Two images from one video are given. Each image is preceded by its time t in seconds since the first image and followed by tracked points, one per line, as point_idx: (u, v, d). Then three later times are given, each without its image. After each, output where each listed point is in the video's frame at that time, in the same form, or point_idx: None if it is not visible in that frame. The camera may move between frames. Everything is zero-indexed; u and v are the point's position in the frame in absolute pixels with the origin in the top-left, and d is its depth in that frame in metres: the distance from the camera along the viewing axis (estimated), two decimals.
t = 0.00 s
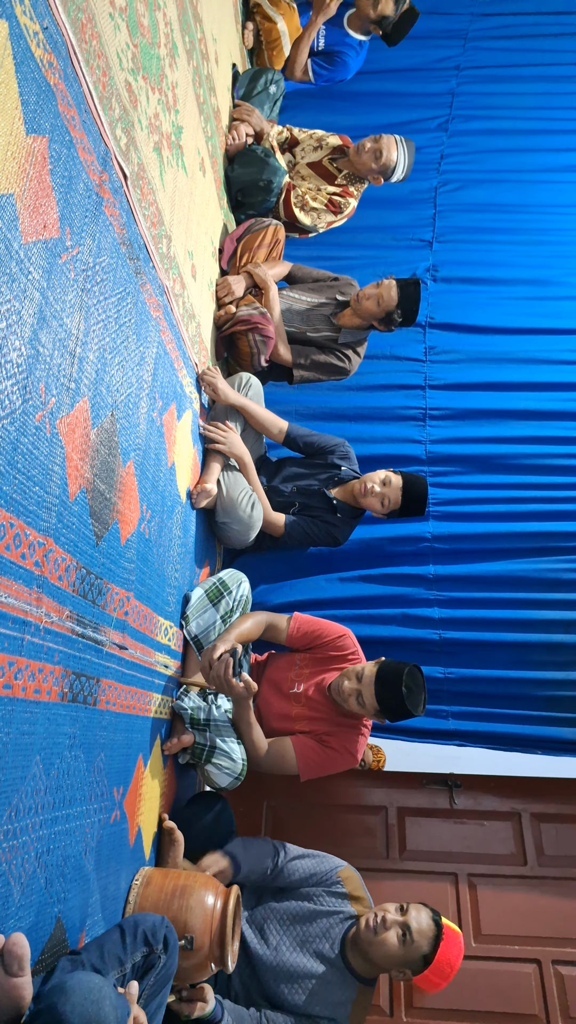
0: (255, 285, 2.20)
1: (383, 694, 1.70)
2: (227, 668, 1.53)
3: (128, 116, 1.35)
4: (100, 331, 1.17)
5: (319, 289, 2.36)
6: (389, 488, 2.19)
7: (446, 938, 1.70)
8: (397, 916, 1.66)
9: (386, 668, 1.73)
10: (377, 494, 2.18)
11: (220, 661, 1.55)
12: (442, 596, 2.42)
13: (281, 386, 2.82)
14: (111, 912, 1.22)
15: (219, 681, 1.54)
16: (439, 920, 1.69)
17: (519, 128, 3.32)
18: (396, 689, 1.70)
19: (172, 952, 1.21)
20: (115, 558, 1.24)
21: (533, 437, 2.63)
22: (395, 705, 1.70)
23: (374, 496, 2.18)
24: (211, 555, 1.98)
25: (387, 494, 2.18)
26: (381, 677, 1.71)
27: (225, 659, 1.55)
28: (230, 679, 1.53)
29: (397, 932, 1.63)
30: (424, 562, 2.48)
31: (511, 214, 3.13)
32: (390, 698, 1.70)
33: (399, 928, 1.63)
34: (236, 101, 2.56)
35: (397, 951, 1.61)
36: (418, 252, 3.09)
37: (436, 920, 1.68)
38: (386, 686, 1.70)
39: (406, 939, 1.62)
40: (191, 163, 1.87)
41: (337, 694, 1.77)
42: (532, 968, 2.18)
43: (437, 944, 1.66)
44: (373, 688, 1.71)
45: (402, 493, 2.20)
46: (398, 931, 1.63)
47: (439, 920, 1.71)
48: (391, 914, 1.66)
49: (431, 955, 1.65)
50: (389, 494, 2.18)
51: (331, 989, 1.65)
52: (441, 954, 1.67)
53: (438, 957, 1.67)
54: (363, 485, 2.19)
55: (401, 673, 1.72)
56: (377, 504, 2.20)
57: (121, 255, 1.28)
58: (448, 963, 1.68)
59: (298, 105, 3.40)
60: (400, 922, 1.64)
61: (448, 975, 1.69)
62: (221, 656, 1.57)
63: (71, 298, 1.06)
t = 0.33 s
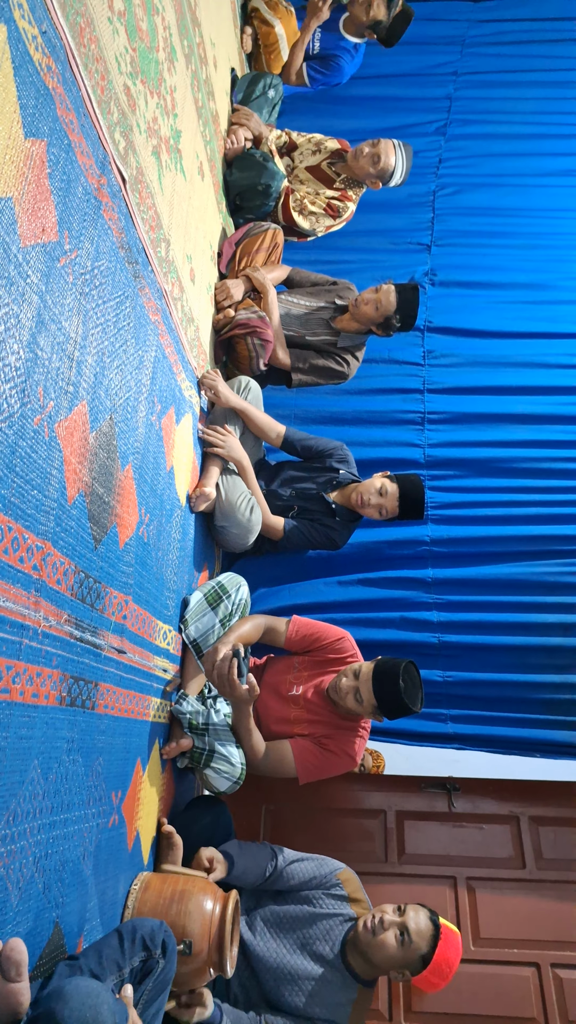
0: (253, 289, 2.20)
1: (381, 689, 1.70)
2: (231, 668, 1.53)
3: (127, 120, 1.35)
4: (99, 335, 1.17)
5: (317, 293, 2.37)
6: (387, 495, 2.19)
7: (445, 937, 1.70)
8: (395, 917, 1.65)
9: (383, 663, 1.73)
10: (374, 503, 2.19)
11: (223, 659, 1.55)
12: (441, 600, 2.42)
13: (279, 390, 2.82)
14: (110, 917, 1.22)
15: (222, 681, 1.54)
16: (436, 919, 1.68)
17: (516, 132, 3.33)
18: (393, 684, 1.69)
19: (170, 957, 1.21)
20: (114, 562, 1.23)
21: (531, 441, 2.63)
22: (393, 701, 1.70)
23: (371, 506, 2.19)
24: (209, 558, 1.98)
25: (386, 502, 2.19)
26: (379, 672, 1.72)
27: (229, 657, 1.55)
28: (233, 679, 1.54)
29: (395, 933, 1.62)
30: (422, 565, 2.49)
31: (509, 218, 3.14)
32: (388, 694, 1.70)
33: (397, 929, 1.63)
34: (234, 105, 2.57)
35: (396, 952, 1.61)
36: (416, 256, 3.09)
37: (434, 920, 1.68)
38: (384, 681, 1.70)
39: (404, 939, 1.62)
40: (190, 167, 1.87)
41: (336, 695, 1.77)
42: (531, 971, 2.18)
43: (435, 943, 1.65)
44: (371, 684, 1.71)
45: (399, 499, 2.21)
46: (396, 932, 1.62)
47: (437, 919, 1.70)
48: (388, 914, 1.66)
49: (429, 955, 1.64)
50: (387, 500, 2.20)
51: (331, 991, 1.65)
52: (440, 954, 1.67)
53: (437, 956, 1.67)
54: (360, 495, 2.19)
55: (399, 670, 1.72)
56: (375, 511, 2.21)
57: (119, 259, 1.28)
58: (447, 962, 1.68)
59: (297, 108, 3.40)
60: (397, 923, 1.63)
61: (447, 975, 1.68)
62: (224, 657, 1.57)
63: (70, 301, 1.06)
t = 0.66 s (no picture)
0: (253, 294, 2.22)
1: (382, 690, 1.70)
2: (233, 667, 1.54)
3: (127, 127, 1.36)
4: (99, 339, 1.18)
5: (317, 298, 2.37)
6: (386, 501, 2.18)
7: (442, 941, 1.68)
8: (390, 922, 1.64)
9: (385, 665, 1.73)
10: (373, 509, 2.18)
11: (225, 660, 1.56)
12: (441, 604, 2.42)
13: (279, 394, 2.82)
14: (108, 923, 1.21)
15: (224, 680, 1.54)
16: (432, 923, 1.66)
17: (515, 138, 3.35)
18: (394, 685, 1.69)
19: (169, 963, 1.20)
20: (113, 565, 1.24)
21: (531, 445, 2.63)
22: (394, 702, 1.69)
23: (371, 511, 2.18)
24: (209, 563, 1.99)
25: (385, 506, 2.18)
26: (380, 674, 1.72)
27: (231, 658, 1.56)
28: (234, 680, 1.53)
29: (390, 937, 1.61)
30: (422, 569, 2.48)
31: (508, 223, 3.15)
32: (389, 695, 1.69)
33: (391, 933, 1.61)
34: (234, 112, 2.58)
35: (391, 956, 1.59)
36: (415, 261, 3.10)
37: (430, 924, 1.65)
38: (386, 683, 1.70)
39: (398, 943, 1.60)
40: (190, 173, 1.88)
41: (335, 698, 1.76)
42: (533, 979, 2.16)
43: (431, 947, 1.62)
44: (372, 685, 1.71)
45: (398, 505, 2.19)
46: (390, 936, 1.61)
47: (435, 923, 1.67)
48: (383, 918, 1.65)
49: (426, 960, 1.61)
50: (387, 506, 2.18)
51: (330, 999, 1.64)
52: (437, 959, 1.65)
53: (434, 961, 1.64)
54: (359, 501, 2.18)
55: (400, 672, 1.72)
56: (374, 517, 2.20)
57: (119, 265, 1.29)
58: (445, 968, 1.65)
59: (296, 115, 3.42)
60: (391, 927, 1.62)
61: (446, 982, 1.65)
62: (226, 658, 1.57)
63: (71, 306, 1.06)
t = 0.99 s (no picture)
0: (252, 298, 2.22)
1: (382, 695, 1.70)
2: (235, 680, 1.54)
3: (128, 132, 1.36)
4: (99, 344, 1.18)
5: (317, 303, 2.38)
6: (384, 506, 2.19)
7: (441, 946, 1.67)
8: (393, 919, 1.66)
9: (384, 671, 1.73)
10: (372, 515, 2.19)
11: (227, 673, 1.57)
12: (440, 609, 2.42)
13: (278, 399, 2.83)
14: (106, 928, 1.21)
15: (225, 691, 1.56)
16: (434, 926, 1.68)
17: (514, 144, 3.36)
18: (394, 691, 1.69)
19: (167, 969, 1.20)
20: (112, 568, 1.23)
21: (531, 450, 2.64)
22: (394, 707, 1.69)
23: (369, 517, 2.19)
24: (208, 566, 1.99)
25: (384, 511, 2.19)
26: (380, 679, 1.71)
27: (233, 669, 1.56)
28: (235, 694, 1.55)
29: (392, 932, 1.63)
30: (421, 574, 2.48)
31: (507, 229, 3.16)
32: (389, 700, 1.69)
33: (393, 928, 1.63)
34: (234, 117, 2.59)
35: (392, 951, 1.60)
36: (414, 266, 3.11)
37: (432, 927, 1.68)
38: (385, 688, 1.70)
39: (400, 939, 1.62)
40: (190, 179, 1.88)
41: (333, 703, 1.76)
42: (532, 985, 2.16)
43: (431, 949, 1.64)
44: (372, 691, 1.71)
45: (397, 509, 2.20)
46: (392, 931, 1.63)
47: (435, 929, 1.69)
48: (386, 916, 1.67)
49: (425, 960, 1.62)
50: (385, 511, 2.19)
51: (328, 1004, 1.62)
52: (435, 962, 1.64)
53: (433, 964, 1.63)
54: (358, 504, 2.19)
55: (400, 677, 1.71)
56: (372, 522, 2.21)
57: (120, 269, 1.29)
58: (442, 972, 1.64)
59: (296, 121, 3.43)
60: (394, 923, 1.64)
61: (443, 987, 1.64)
62: (226, 667, 1.58)
63: (71, 311, 1.07)
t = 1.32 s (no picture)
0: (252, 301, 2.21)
1: (382, 703, 1.69)
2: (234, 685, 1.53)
3: (128, 137, 1.37)
4: (99, 347, 1.18)
5: (317, 307, 2.38)
6: (383, 511, 2.19)
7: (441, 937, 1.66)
8: (391, 915, 1.64)
9: (384, 678, 1.72)
10: (371, 518, 2.19)
11: (225, 675, 1.55)
12: (439, 612, 2.42)
13: (278, 402, 2.83)
14: (104, 932, 1.20)
15: (224, 697, 1.53)
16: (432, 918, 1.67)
17: (514, 149, 3.37)
18: (394, 699, 1.69)
19: (165, 973, 1.19)
20: (112, 572, 1.23)
21: (530, 454, 2.64)
22: (394, 715, 1.69)
23: (368, 520, 2.18)
24: (207, 570, 1.99)
25: (383, 515, 2.18)
26: (379, 687, 1.71)
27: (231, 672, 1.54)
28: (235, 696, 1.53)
29: (391, 930, 1.61)
30: (420, 577, 2.48)
31: (506, 233, 3.17)
32: (389, 708, 1.69)
33: (392, 926, 1.61)
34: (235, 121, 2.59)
35: (392, 948, 1.59)
36: (414, 270, 3.11)
37: (430, 920, 1.67)
38: (385, 696, 1.70)
39: (399, 935, 1.60)
40: (190, 182, 1.89)
41: (333, 707, 1.75)
42: (530, 989, 2.15)
43: (431, 941, 1.63)
44: (372, 700, 1.70)
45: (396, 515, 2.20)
46: (391, 928, 1.61)
47: (434, 920, 1.68)
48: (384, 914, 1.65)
49: (425, 954, 1.61)
50: (384, 515, 2.19)
51: (330, 1002, 1.61)
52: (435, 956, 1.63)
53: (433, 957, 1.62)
54: (357, 510, 2.19)
55: (400, 686, 1.71)
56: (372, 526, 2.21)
57: (120, 272, 1.29)
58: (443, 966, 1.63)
59: (296, 125, 3.44)
60: (393, 920, 1.62)
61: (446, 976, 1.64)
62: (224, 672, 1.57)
63: (71, 314, 1.07)
